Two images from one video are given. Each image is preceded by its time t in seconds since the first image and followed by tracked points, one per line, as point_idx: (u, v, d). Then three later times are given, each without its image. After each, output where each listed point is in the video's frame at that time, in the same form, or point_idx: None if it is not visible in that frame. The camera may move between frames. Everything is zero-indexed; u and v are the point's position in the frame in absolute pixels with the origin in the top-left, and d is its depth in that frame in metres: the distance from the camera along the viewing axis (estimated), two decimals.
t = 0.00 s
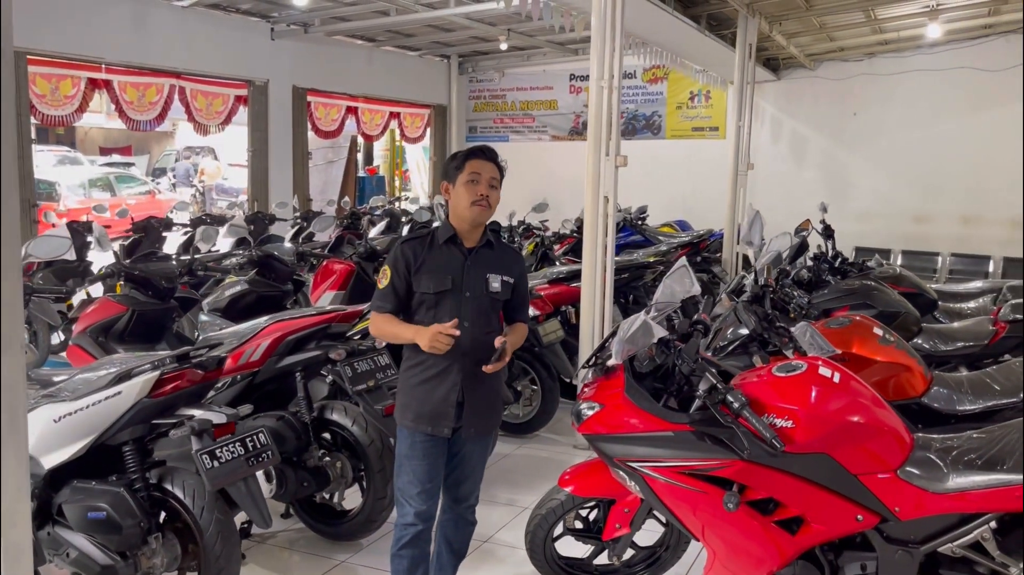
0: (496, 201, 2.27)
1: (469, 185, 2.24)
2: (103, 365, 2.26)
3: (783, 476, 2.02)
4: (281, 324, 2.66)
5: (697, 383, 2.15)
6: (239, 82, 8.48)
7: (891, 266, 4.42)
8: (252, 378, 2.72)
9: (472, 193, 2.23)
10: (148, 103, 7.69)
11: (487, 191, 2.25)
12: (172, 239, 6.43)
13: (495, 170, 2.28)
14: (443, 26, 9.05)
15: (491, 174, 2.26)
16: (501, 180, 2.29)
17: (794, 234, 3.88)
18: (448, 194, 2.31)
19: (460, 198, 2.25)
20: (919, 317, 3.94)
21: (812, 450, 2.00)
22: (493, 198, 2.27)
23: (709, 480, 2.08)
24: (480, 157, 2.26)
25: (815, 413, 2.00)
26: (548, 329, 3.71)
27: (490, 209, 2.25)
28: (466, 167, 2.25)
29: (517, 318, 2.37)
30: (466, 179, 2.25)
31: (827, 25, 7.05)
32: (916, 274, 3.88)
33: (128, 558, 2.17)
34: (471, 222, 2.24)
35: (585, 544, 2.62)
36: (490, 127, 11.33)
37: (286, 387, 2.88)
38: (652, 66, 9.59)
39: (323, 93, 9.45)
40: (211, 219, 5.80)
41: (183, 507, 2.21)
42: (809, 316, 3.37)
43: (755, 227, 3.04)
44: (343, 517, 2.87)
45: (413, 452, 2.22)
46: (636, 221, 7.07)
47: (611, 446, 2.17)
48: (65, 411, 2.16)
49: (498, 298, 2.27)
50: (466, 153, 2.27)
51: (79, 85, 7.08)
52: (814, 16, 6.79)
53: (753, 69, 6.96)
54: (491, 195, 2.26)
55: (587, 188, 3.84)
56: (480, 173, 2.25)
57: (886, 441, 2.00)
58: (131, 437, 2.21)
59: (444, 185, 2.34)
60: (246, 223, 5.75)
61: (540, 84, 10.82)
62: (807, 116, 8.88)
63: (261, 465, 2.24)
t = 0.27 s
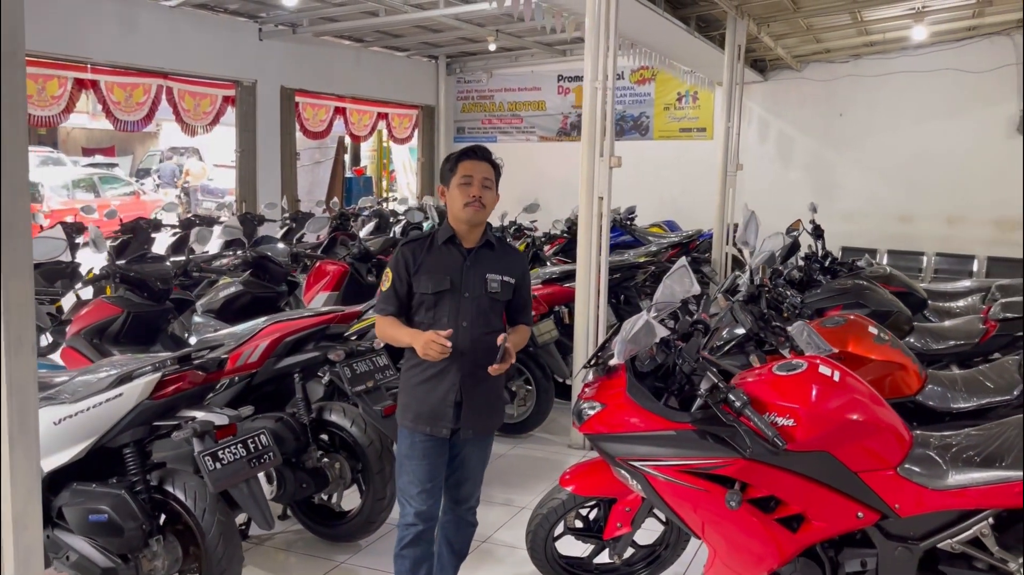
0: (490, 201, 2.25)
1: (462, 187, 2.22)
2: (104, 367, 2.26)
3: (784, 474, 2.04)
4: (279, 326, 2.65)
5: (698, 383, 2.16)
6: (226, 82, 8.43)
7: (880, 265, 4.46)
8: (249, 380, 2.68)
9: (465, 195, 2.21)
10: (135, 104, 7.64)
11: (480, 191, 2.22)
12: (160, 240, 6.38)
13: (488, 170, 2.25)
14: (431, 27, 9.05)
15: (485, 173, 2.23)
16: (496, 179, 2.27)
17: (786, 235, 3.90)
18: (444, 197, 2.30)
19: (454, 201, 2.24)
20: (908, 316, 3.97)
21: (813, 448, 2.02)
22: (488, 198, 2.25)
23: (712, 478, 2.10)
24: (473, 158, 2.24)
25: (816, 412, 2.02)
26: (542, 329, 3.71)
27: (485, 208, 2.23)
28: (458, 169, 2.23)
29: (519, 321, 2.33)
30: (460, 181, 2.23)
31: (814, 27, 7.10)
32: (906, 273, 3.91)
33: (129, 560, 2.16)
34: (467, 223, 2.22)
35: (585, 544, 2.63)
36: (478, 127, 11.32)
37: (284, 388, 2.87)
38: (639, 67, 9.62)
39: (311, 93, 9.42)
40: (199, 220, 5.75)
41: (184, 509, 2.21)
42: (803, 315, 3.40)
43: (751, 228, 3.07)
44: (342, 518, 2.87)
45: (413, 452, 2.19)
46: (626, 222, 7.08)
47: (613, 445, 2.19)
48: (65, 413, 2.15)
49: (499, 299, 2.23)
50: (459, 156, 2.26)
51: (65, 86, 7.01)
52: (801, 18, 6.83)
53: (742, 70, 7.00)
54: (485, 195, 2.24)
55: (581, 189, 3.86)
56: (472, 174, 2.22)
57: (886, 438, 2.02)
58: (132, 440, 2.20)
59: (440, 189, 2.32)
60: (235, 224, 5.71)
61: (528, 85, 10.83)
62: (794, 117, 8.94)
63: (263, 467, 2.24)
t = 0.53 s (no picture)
0: (487, 198, 2.21)
1: (455, 188, 2.20)
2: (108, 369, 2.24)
3: (794, 473, 2.05)
4: (282, 328, 2.63)
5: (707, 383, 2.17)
6: (216, 82, 8.38)
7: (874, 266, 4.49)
8: (252, 381, 2.67)
9: (459, 196, 2.18)
10: (124, 104, 7.60)
11: (474, 190, 2.19)
12: (151, 241, 6.33)
13: (483, 167, 2.21)
14: (422, 27, 9.03)
15: (478, 172, 2.19)
16: (492, 176, 2.22)
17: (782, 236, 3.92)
18: (445, 201, 2.28)
19: (452, 203, 2.21)
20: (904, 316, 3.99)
21: (822, 447, 2.03)
22: (485, 195, 2.21)
23: (721, 478, 2.11)
24: (465, 158, 2.21)
25: (825, 411, 2.03)
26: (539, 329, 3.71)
27: (482, 206, 2.20)
28: (452, 171, 2.20)
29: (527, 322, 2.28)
30: (454, 182, 2.20)
31: (805, 29, 7.15)
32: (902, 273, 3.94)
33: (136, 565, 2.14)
34: (467, 223, 2.19)
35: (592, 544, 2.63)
36: (468, 128, 11.31)
37: (287, 391, 2.85)
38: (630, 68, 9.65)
39: (301, 94, 9.39)
40: (191, 221, 5.69)
41: (192, 512, 2.20)
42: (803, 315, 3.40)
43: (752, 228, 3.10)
44: (346, 519, 2.86)
45: (420, 453, 2.17)
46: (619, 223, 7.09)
47: (621, 446, 2.20)
48: (69, 416, 2.12)
49: (505, 300, 2.19)
50: (454, 155, 2.22)
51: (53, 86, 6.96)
52: (793, 20, 6.87)
53: (734, 71, 7.02)
54: (480, 192, 2.20)
55: (580, 189, 3.86)
56: (466, 174, 2.19)
57: (894, 437, 2.04)
58: (139, 443, 2.19)
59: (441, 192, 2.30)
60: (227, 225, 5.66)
61: (517, 85, 10.83)
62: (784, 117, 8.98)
63: (271, 469, 2.24)
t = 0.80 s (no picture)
0: (494, 196, 2.21)
1: (459, 193, 2.20)
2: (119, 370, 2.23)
3: (805, 472, 2.06)
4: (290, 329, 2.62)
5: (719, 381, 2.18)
6: (209, 82, 8.35)
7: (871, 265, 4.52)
8: (260, 382, 2.66)
9: (465, 199, 2.19)
10: (118, 104, 7.52)
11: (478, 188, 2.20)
12: (145, 241, 6.30)
13: (480, 164, 2.23)
14: (416, 27, 9.03)
15: (476, 170, 2.21)
16: (492, 171, 2.24)
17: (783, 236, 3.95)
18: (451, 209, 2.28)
19: (459, 207, 2.21)
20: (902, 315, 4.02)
21: (835, 445, 2.05)
22: (490, 191, 2.22)
23: (734, 476, 2.12)
24: (462, 161, 2.22)
25: (838, 410, 2.04)
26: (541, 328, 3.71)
27: (491, 203, 2.20)
28: (452, 177, 2.21)
29: (540, 322, 2.29)
30: (456, 187, 2.20)
31: (799, 29, 7.17)
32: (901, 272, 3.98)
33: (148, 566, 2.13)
34: (478, 224, 2.19)
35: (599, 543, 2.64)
36: (461, 128, 11.30)
37: (294, 390, 2.84)
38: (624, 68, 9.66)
39: (295, 94, 9.36)
40: (187, 221, 5.67)
41: (204, 513, 2.19)
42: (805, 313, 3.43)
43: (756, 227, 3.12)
44: (353, 519, 2.86)
45: (432, 453, 2.17)
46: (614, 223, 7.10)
47: (633, 444, 2.21)
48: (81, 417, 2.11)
49: (518, 300, 2.19)
50: (449, 161, 2.24)
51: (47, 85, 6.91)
52: (787, 20, 6.90)
53: (729, 71, 7.05)
54: (484, 189, 2.21)
55: (581, 189, 3.88)
56: (465, 176, 2.20)
57: (904, 435, 2.06)
58: (150, 444, 2.18)
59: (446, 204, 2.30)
60: (224, 225, 5.63)
61: (511, 85, 10.83)
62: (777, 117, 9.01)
63: (282, 470, 2.24)
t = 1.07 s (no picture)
0: (505, 193, 2.22)
1: (471, 187, 2.21)
2: (127, 368, 2.23)
3: (814, 468, 2.08)
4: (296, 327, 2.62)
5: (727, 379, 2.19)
6: (204, 81, 8.32)
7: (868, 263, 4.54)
8: (265, 381, 2.66)
9: (476, 194, 2.19)
10: (112, 103, 7.52)
11: (491, 186, 2.20)
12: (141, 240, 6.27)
13: (496, 164, 2.23)
14: (411, 26, 9.02)
15: (492, 168, 2.21)
16: (506, 171, 2.24)
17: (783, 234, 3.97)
18: (460, 203, 2.28)
19: (469, 202, 2.22)
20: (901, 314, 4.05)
21: (843, 442, 2.06)
22: (502, 190, 2.22)
23: (743, 473, 2.13)
24: (480, 156, 2.22)
25: (846, 407, 2.06)
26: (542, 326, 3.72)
27: (501, 202, 2.20)
28: (465, 170, 2.22)
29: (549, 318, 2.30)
30: (469, 181, 2.21)
31: (793, 29, 7.19)
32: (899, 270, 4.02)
33: (158, 564, 2.13)
34: (486, 222, 2.20)
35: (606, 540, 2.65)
36: (455, 127, 11.29)
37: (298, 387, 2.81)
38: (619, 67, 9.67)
39: (290, 93, 9.34)
40: (184, 220, 5.65)
41: (213, 510, 2.19)
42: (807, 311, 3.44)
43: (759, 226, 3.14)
44: (359, 517, 2.86)
45: (443, 452, 2.18)
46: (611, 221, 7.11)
47: (642, 441, 2.21)
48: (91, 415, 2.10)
49: (527, 297, 2.20)
50: (467, 155, 2.25)
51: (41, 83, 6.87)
52: (782, 20, 6.93)
53: (725, 72, 7.08)
54: (497, 188, 2.21)
55: (582, 188, 3.89)
56: (480, 171, 2.21)
57: (912, 432, 2.07)
58: (159, 442, 2.18)
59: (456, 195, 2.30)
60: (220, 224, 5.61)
61: (506, 85, 10.83)
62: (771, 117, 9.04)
63: (292, 467, 2.24)
